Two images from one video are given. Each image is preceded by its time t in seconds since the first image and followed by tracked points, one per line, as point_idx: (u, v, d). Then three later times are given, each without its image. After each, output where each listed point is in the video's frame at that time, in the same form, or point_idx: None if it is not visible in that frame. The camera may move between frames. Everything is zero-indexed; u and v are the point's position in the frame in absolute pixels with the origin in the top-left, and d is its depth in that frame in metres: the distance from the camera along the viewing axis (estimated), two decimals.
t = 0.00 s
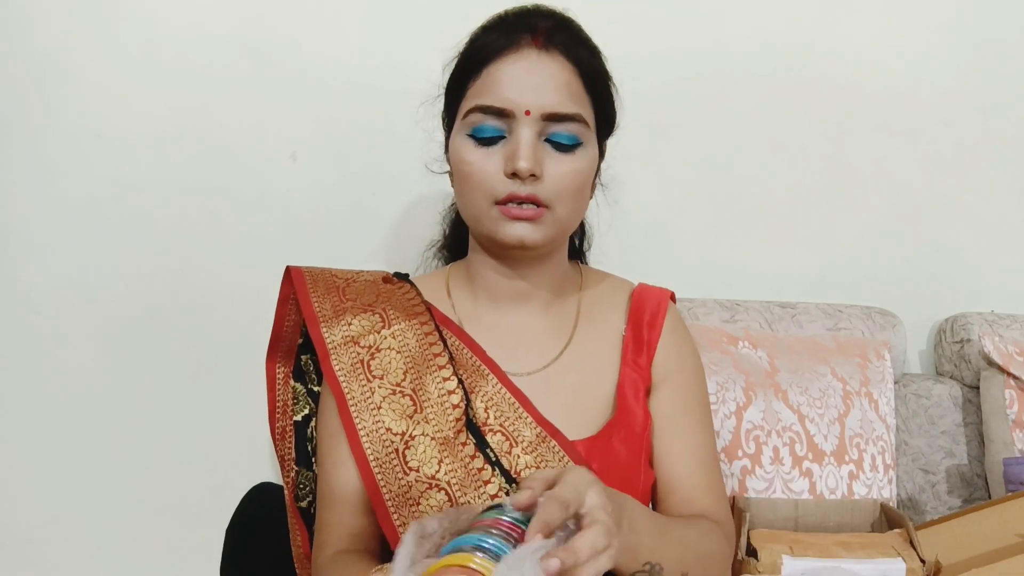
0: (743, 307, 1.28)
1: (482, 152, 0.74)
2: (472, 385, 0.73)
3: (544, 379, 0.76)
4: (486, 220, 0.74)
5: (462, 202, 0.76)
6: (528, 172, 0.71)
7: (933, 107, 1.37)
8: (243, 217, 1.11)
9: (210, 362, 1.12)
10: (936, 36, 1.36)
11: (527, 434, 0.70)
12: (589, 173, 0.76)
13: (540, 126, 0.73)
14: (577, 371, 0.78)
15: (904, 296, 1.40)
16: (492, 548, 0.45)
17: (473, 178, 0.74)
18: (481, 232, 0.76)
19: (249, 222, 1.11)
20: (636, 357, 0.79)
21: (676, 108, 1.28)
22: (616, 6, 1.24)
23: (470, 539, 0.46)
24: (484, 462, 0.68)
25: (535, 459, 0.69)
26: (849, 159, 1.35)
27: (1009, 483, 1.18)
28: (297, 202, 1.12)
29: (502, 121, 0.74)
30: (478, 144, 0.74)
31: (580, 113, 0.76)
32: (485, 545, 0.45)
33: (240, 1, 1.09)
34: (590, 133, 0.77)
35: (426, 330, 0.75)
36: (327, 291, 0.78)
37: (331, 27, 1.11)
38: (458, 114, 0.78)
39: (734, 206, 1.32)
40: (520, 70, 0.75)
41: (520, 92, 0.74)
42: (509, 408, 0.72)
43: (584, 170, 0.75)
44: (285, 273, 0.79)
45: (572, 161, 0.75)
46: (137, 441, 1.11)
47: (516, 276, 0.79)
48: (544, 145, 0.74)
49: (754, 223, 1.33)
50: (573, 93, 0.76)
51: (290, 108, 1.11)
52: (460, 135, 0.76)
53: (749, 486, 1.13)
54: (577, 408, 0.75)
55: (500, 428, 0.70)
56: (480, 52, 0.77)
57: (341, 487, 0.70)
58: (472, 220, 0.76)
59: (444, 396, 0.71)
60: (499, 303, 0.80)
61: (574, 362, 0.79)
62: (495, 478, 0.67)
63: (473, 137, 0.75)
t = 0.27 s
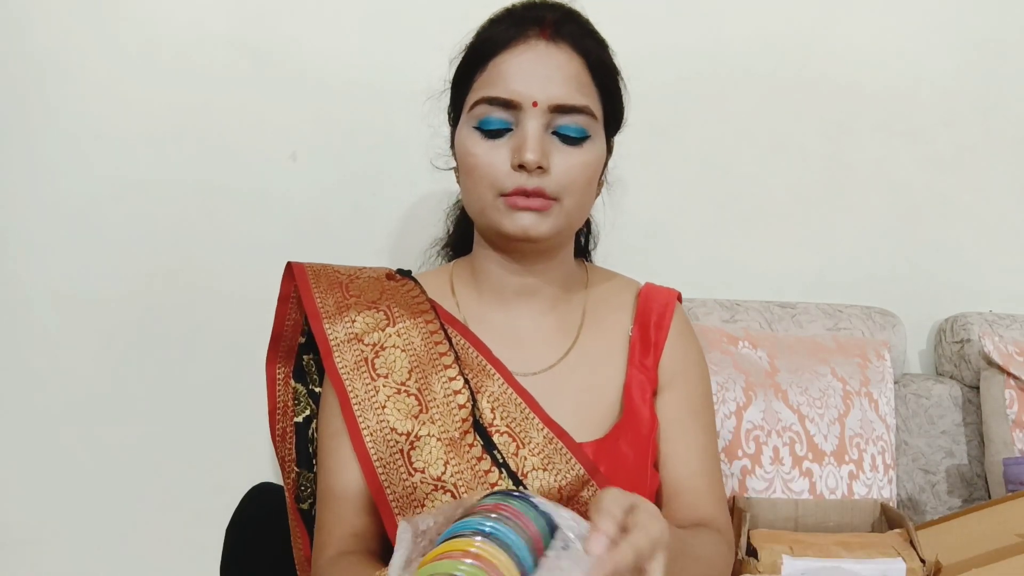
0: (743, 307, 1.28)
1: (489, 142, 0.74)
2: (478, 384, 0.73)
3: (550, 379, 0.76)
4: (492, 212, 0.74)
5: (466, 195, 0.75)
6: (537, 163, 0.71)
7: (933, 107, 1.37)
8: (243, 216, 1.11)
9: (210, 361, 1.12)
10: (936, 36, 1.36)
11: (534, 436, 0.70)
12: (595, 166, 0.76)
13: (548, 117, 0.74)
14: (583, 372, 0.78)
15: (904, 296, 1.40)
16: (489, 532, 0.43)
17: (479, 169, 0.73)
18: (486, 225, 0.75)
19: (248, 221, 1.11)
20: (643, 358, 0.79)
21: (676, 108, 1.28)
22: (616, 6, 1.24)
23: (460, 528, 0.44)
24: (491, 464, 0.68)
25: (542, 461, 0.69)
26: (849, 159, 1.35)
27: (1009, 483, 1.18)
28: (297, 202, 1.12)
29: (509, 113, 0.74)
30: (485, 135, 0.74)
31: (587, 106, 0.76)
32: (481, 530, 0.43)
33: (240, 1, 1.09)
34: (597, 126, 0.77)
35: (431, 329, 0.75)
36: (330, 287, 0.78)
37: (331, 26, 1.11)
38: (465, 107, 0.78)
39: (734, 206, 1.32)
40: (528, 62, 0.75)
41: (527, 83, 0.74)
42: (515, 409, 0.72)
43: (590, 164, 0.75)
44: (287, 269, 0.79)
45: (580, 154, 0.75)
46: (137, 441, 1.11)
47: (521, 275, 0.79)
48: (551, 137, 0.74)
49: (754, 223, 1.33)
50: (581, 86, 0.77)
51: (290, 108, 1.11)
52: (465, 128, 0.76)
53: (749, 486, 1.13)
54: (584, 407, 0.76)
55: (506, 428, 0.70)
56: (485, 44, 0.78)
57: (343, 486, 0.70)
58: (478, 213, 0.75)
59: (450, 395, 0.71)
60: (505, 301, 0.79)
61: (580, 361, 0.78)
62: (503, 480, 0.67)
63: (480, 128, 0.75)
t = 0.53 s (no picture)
0: (743, 307, 1.28)
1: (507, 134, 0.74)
2: (484, 389, 0.72)
3: (560, 382, 0.75)
4: (508, 203, 0.74)
5: (483, 188, 0.76)
6: (556, 154, 0.71)
7: (933, 107, 1.37)
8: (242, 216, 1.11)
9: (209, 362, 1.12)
10: (937, 35, 1.36)
11: (542, 445, 0.70)
12: (613, 161, 0.76)
13: (567, 108, 0.74)
14: (592, 373, 0.77)
15: (904, 296, 1.41)
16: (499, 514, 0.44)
17: (496, 161, 0.73)
18: (502, 218, 0.75)
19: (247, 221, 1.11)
20: (654, 359, 0.78)
21: (676, 108, 1.28)
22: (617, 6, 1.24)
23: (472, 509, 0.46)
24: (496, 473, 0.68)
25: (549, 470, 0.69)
26: (849, 159, 1.35)
27: (1009, 483, 1.18)
28: (296, 202, 1.12)
29: (529, 103, 0.75)
30: (504, 125, 0.75)
31: (607, 98, 0.77)
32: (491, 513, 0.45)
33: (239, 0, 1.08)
34: (616, 120, 0.78)
35: (438, 331, 0.74)
36: (336, 285, 0.78)
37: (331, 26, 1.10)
38: (483, 97, 0.79)
39: (735, 206, 1.32)
40: (548, 53, 0.76)
41: (545, 74, 0.75)
42: (522, 416, 0.71)
43: (609, 158, 0.76)
44: (291, 267, 0.79)
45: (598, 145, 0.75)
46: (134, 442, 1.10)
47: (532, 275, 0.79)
48: (570, 130, 0.75)
49: (754, 223, 1.33)
50: (601, 78, 0.77)
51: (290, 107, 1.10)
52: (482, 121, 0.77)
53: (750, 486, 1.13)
54: (593, 407, 0.75)
55: (514, 436, 0.70)
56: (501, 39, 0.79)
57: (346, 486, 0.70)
58: (493, 204, 0.75)
59: (456, 401, 0.71)
60: (513, 302, 0.79)
61: (590, 363, 0.78)
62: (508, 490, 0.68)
63: (499, 118, 0.75)
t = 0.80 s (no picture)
0: (743, 307, 1.28)
1: (528, 120, 0.75)
2: (495, 396, 0.72)
3: (573, 390, 0.74)
4: (529, 191, 0.74)
5: (503, 175, 0.76)
6: (578, 137, 0.72)
7: (933, 107, 1.37)
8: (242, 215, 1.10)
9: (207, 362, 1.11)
10: (937, 35, 1.36)
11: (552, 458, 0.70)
12: (636, 148, 0.77)
13: (589, 93, 0.75)
14: (606, 380, 0.76)
15: (905, 296, 1.41)
16: (545, 474, 0.42)
17: (516, 146, 0.74)
18: (521, 208, 0.75)
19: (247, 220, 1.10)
20: (668, 367, 0.77)
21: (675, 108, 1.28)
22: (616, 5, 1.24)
23: (491, 463, 0.43)
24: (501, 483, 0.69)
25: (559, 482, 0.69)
26: (849, 159, 1.35)
27: (1009, 483, 1.20)
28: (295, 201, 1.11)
29: (552, 90, 0.76)
30: (526, 111, 0.76)
31: (630, 85, 0.78)
32: (533, 469, 0.42)
33: None
34: (638, 107, 0.79)
35: (452, 334, 0.74)
36: (348, 279, 0.78)
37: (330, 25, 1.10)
38: (503, 87, 0.80)
39: (735, 206, 1.32)
40: (570, 40, 0.78)
41: (568, 60, 0.76)
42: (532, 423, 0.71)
43: (632, 144, 0.76)
44: (303, 260, 0.79)
45: (620, 132, 0.76)
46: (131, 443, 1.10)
47: (543, 277, 0.78)
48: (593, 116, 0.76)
49: (754, 222, 1.33)
50: (623, 65, 0.78)
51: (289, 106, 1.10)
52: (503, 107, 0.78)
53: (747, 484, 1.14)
54: (607, 414, 0.74)
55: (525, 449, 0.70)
56: (525, 29, 0.81)
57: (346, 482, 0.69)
58: (514, 194, 0.75)
59: (468, 407, 0.71)
60: (527, 304, 0.79)
61: (606, 368, 0.77)
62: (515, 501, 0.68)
63: (521, 105, 0.76)
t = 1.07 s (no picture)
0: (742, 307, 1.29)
1: (547, 107, 0.75)
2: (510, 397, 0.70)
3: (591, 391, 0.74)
4: (549, 181, 0.73)
5: (520, 163, 0.75)
6: (599, 124, 0.71)
7: (933, 107, 1.37)
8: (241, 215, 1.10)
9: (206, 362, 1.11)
10: (937, 35, 1.36)
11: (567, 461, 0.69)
12: (660, 134, 0.76)
13: (613, 81, 0.75)
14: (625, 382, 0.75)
15: (904, 296, 1.41)
16: (567, 462, 0.41)
17: (534, 134, 0.74)
18: (539, 198, 0.74)
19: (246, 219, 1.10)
20: (690, 370, 0.76)
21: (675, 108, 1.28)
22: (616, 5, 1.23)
23: (523, 418, 0.43)
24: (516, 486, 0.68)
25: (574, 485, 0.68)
26: (849, 159, 1.35)
27: (1009, 483, 1.19)
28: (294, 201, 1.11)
29: (575, 77, 0.76)
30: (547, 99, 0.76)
31: (654, 70, 0.77)
32: (559, 451, 0.41)
33: None
34: (662, 95, 0.78)
35: (464, 330, 0.74)
36: (357, 273, 0.78)
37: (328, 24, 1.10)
38: (523, 74, 0.80)
39: (735, 205, 1.31)
40: (593, 24, 0.77)
41: (591, 46, 0.76)
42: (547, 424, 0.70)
43: (656, 131, 0.75)
44: (311, 247, 0.79)
45: (643, 122, 0.75)
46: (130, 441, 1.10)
47: (557, 271, 0.78)
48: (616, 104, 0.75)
49: (754, 221, 1.32)
50: (647, 49, 0.78)
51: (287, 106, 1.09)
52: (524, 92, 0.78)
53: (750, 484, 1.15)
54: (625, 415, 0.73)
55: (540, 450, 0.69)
56: (547, 12, 0.82)
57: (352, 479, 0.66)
58: (533, 184, 0.74)
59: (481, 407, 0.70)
60: (546, 300, 0.79)
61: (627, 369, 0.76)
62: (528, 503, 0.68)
63: (541, 92, 0.76)
